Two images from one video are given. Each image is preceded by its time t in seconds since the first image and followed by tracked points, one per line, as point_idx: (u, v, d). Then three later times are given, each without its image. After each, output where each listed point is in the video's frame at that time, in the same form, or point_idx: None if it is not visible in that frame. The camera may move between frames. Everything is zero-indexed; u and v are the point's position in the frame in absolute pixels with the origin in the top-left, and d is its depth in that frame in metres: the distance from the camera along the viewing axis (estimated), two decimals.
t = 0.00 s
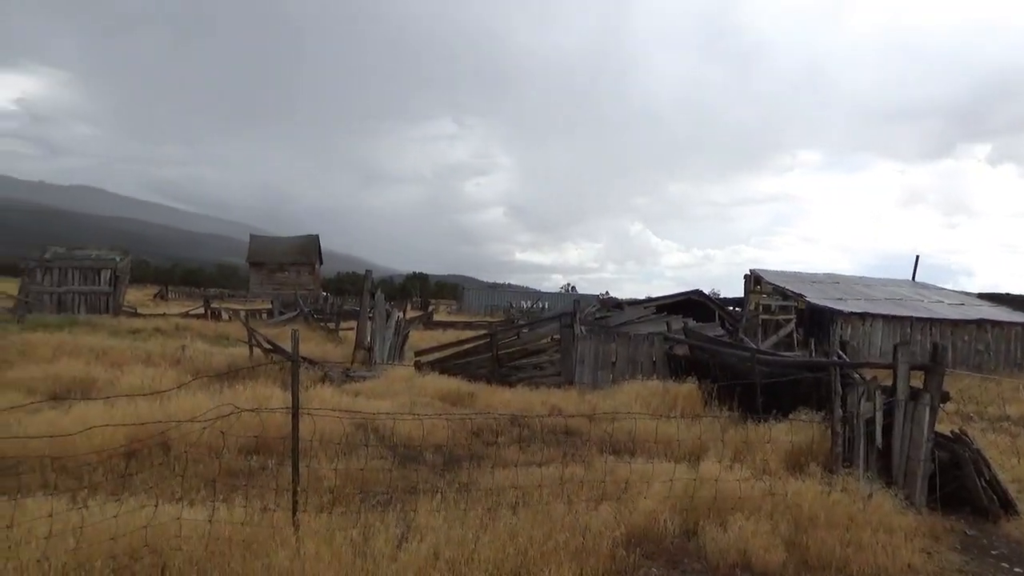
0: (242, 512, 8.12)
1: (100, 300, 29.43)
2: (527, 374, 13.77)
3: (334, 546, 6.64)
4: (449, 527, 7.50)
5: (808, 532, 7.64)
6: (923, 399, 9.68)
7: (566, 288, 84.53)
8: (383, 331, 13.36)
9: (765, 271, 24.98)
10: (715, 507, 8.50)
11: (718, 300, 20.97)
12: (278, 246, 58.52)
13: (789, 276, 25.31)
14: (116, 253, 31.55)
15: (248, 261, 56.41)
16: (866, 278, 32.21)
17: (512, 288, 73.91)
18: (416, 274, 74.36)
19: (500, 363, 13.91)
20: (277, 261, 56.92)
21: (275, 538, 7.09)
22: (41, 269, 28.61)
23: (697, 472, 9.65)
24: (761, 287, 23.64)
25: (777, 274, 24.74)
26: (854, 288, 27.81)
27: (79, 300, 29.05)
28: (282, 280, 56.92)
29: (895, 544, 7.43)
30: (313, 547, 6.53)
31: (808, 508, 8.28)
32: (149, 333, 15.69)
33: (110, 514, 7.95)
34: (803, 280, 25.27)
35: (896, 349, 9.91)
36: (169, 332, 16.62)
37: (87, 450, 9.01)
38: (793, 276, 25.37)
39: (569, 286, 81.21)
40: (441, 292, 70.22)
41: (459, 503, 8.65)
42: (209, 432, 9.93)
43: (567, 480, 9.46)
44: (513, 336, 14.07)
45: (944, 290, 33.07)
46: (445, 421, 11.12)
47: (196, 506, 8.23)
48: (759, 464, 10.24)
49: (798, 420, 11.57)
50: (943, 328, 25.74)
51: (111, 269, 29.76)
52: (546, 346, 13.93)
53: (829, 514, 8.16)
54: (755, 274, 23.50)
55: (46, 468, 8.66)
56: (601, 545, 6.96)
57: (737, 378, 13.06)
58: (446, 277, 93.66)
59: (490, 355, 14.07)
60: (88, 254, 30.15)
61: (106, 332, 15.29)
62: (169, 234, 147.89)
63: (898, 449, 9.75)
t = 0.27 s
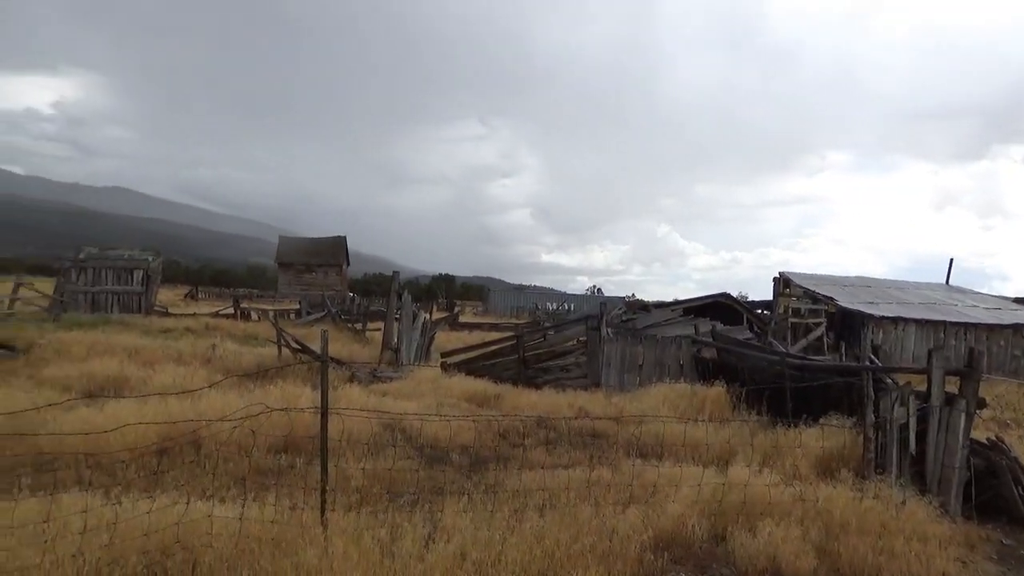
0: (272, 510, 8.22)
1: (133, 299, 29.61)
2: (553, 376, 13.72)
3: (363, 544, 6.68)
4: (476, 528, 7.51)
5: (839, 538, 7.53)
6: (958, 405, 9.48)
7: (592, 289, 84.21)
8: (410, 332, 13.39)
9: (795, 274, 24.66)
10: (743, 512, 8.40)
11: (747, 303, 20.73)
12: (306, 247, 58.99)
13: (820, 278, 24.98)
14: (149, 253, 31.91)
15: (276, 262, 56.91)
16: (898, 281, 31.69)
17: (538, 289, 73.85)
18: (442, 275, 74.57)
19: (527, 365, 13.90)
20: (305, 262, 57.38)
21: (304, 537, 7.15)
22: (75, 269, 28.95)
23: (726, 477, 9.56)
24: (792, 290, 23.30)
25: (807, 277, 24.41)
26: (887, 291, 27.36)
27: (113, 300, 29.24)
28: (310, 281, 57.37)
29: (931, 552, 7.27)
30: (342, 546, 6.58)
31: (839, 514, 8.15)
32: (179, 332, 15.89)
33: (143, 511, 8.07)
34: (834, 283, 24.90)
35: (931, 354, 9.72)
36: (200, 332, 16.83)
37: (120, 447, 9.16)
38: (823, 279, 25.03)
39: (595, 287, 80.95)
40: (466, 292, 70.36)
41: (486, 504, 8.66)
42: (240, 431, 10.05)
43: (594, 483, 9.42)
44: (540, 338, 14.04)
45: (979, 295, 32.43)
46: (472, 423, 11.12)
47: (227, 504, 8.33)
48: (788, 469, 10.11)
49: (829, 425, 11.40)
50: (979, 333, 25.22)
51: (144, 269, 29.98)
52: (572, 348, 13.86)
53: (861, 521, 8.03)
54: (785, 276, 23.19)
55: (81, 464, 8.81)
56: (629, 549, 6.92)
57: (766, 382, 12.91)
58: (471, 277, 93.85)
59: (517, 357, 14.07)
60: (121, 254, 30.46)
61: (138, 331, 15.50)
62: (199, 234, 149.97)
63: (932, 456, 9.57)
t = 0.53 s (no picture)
0: (291, 516, 8.06)
1: (150, 300, 29.60)
2: (576, 381, 13.45)
3: (382, 552, 6.49)
4: (498, 536, 7.28)
5: (876, 552, 7.17)
6: (1000, 414, 9.02)
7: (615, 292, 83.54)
8: (430, 334, 13.20)
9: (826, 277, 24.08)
10: (775, 523, 8.06)
11: (776, 307, 20.27)
12: (325, 248, 59.16)
13: (852, 282, 24.37)
14: (168, 253, 31.79)
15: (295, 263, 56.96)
16: (934, 284, 30.89)
17: (561, 293, 73.53)
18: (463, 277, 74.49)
19: (549, 369, 13.64)
20: (323, 263, 57.37)
21: (321, 543, 6.98)
22: (93, 268, 28.99)
23: (756, 486, 9.21)
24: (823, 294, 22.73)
25: (837, 279, 23.81)
26: (922, 294, 26.64)
27: (130, 301, 29.22)
28: (328, 282, 57.44)
29: (977, 568, 6.87)
30: (360, 553, 6.40)
31: (874, 526, 7.79)
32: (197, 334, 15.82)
33: (160, 515, 7.95)
34: (866, 286, 24.28)
35: (971, 361, 9.28)
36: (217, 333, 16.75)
37: (138, 450, 9.08)
38: (856, 282, 24.42)
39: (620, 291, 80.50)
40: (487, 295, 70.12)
41: (508, 512, 8.42)
42: (258, 435, 9.93)
43: (618, 491, 9.14)
44: (562, 341, 13.77)
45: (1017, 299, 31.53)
46: (493, 427, 10.89)
47: (245, 508, 8.20)
48: (821, 479, 9.74)
49: (863, 433, 10.99)
50: (1018, 338, 24.45)
51: (161, 269, 29.90)
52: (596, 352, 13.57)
53: (899, 534, 7.66)
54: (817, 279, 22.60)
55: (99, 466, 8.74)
56: (655, 560, 6.64)
57: (797, 389, 12.52)
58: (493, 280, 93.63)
59: (539, 361, 13.82)
60: (140, 255, 30.40)
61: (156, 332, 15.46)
62: (225, 241, 151.48)
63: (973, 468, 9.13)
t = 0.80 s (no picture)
0: (292, 525, 7.75)
1: (146, 301, 29.03)
2: (588, 387, 13.04)
3: (387, 565, 6.17)
4: (507, 548, 6.93)
5: (904, 568, 6.74)
6: None
7: (627, 295, 82.65)
8: (434, 337, 12.83)
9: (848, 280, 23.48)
10: (796, 536, 7.64)
11: (795, 311, 19.77)
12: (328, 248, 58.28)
13: (875, 284, 23.75)
14: (164, 250, 31.13)
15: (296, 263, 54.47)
16: (959, 287, 30.14)
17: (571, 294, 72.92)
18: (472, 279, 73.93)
19: (560, 375, 13.26)
20: (325, 263, 55.20)
21: (323, 554, 6.66)
22: (88, 267, 28.43)
23: (777, 497, 8.77)
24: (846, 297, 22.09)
25: (861, 279, 23.18)
26: (948, 298, 25.95)
27: (126, 302, 28.67)
28: (330, 283, 55.31)
29: None
30: (363, 565, 6.08)
31: (901, 540, 7.35)
32: (195, 336, 15.46)
33: (158, 523, 7.64)
34: (889, 289, 23.64)
35: (1003, 367, 8.78)
36: (217, 335, 16.39)
37: (136, 456, 8.81)
38: (879, 284, 23.79)
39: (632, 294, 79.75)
40: (495, 297, 69.42)
41: (517, 522, 8.06)
42: (259, 441, 9.62)
43: (633, 502, 8.74)
44: (574, 345, 13.39)
45: None
46: (501, 434, 10.52)
47: (245, 516, 7.88)
48: (844, 490, 9.28)
49: (887, 442, 10.51)
50: None
51: (158, 269, 29.28)
52: (609, 356, 13.16)
53: (929, 549, 7.22)
54: (838, 282, 21.96)
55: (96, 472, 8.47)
56: None
57: (818, 396, 12.06)
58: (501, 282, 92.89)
59: (550, 366, 13.45)
60: (136, 253, 29.79)
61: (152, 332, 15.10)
62: (239, 247, 151.94)
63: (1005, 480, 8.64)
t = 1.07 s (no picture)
0: (298, 537, 7.34)
1: (142, 302, 27.33)
2: (604, 395, 12.63)
3: None
4: (522, 565, 6.51)
5: None
6: None
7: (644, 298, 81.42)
8: (443, 341, 12.37)
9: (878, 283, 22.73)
10: (825, 553, 7.15)
11: (821, 315, 19.15)
12: (331, 248, 56.50)
13: (907, 288, 22.95)
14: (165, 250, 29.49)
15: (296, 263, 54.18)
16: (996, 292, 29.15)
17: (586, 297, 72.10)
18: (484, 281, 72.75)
19: (575, 381, 12.89)
20: (329, 264, 55.20)
21: (329, 569, 6.28)
22: (85, 267, 26.97)
23: (805, 512, 8.25)
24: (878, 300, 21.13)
25: (891, 282, 22.40)
26: (984, 302, 25.07)
27: (122, 304, 27.05)
28: (333, 284, 55.18)
29: None
30: None
31: (936, 557, 6.85)
32: (196, 339, 15.02)
33: (158, 535, 7.25)
34: (923, 293, 22.84)
35: None
36: (219, 339, 15.96)
37: (135, 464, 8.44)
38: (911, 288, 22.99)
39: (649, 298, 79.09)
40: (507, 300, 68.32)
41: (531, 536, 7.63)
42: (264, 450, 9.23)
43: (653, 515, 8.26)
44: (589, 351, 13.01)
45: None
46: (514, 443, 10.08)
47: (248, 527, 7.48)
48: (875, 505, 8.74)
49: (921, 454, 9.96)
50: None
51: (156, 269, 27.64)
52: (626, 362, 12.80)
53: (969, 567, 6.70)
54: (867, 284, 20.97)
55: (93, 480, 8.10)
56: None
57: (847, 405, 11.51)
58: (514, 285, 91.73)
59: (564, 372, 13.07)
60: (133, 253, 28.21)
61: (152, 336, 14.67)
62: (253, 252, 151.22)
63: None
